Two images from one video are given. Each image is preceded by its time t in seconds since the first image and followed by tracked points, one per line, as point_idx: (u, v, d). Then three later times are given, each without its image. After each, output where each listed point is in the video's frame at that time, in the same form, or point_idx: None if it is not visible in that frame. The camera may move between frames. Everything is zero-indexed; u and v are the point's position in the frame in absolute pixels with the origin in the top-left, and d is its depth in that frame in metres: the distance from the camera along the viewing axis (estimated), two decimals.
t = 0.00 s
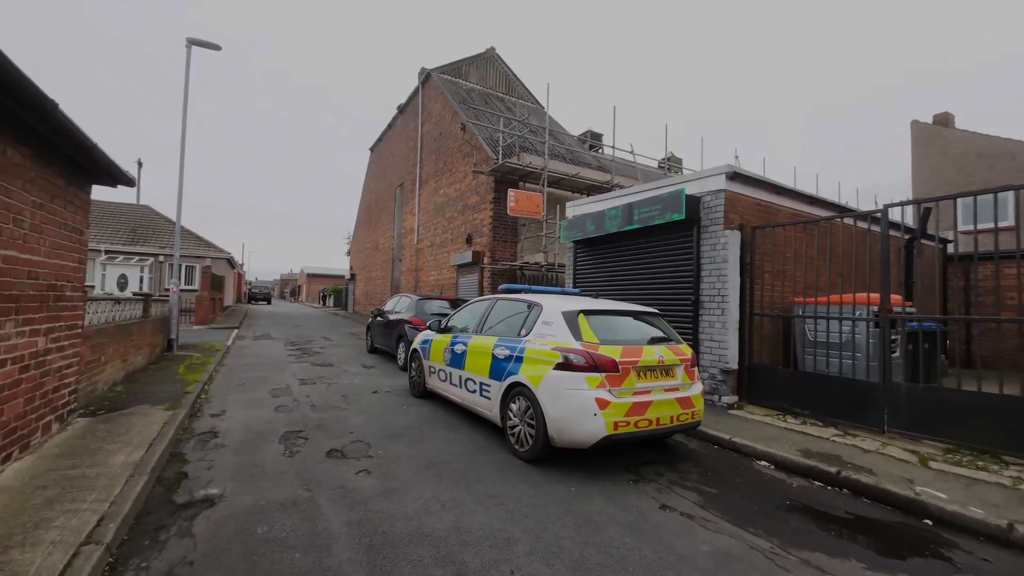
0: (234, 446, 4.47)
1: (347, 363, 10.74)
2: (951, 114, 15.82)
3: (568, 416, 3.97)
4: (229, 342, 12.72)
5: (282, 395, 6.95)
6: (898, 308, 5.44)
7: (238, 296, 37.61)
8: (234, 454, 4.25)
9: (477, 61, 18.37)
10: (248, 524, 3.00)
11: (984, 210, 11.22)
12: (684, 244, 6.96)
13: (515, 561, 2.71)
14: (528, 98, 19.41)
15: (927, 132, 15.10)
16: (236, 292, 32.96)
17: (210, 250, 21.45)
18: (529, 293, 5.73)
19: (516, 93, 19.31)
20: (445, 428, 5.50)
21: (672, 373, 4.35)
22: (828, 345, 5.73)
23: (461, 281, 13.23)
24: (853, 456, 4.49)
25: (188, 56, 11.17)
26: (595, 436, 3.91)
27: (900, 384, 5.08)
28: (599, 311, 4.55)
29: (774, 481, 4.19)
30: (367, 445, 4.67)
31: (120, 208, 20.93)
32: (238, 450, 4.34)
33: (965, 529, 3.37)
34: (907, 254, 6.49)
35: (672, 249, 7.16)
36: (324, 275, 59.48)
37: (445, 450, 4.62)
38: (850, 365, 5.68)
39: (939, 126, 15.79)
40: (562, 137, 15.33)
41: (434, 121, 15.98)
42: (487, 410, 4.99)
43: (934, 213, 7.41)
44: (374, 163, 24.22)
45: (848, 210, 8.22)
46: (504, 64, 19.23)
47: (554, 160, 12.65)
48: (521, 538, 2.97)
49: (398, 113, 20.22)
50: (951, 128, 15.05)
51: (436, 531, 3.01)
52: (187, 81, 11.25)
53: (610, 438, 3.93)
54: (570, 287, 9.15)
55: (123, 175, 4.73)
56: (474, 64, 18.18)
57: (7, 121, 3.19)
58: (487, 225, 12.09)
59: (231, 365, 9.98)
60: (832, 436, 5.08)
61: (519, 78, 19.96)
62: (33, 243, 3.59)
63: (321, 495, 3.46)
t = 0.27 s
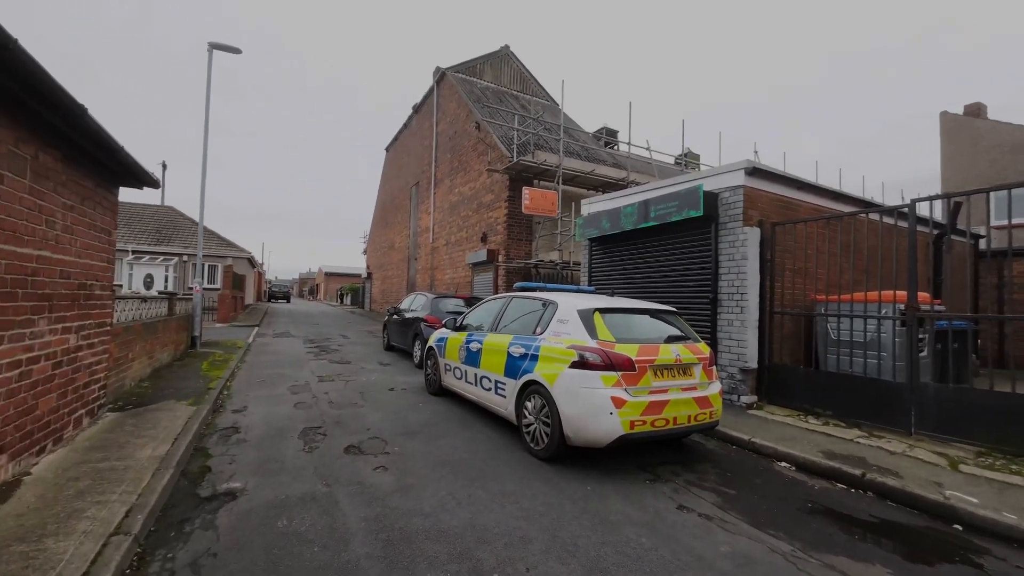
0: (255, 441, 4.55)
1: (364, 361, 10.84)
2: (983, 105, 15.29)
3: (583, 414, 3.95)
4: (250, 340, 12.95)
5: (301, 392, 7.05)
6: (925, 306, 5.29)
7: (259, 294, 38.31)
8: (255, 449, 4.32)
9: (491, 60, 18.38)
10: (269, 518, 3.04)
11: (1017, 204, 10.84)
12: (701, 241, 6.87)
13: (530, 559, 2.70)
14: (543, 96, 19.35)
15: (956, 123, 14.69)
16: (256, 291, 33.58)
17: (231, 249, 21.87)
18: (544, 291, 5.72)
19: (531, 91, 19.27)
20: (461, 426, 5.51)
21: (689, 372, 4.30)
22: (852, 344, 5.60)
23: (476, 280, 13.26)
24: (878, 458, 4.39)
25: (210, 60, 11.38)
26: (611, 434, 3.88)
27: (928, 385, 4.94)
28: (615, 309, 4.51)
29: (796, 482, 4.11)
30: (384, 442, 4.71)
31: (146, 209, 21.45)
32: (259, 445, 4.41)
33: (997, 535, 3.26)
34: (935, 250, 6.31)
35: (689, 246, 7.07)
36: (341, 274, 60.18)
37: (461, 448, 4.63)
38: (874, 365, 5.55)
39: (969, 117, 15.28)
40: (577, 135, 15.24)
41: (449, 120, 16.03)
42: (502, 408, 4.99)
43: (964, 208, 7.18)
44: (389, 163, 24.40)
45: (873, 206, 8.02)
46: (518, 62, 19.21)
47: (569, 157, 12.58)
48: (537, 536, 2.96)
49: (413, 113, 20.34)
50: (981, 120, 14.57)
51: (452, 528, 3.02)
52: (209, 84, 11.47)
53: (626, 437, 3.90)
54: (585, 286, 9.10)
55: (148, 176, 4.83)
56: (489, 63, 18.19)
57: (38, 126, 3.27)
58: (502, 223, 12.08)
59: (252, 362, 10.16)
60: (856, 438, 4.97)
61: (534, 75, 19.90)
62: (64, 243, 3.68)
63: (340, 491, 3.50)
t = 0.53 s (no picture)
0: (272, 436, 4.61)
1: (378, 357, 10.93)
2: (1012, 92, 14.76)
3: (597, 411, 3.92)
4: (267, 336, 13.13)
5: (317, 388, 7.12)
6: (951, 300, 5.14)
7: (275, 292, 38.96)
8: (272, 443, 4.37)
9: (502, 55, 18.31)
10: (286, 512, 3.07)
11: None
12: (717, 235, 6.77)
13: (544, 555, 2.69)
14: (555, 90, 19.25)
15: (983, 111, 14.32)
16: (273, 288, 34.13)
17: (248, 248, 22.19)
18: (556, 287, 5.69)
19: (542, 85, 19.17)
20: (474, 421, 5.51)
21: (704, 367, 4.24)
22: (873, 340, 5.48)
23: (488, 276, 13.26)
24: (900, 456, 4.29)
25: (225, 60, 11.49)
26: (625, 431, 3.85)
27: (953, 381, 4.81)
28: (629, 304, 4.47)
29: (815, 480, 4.03)
30: (398, 437, 4.73)
31: (165, 208, 21.85)
32: (276, 440, 4.46)
33: None
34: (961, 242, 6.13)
35: (704, 240, 6.97)
36: (355, 271, 60.75)
37: (474, 443, 4.63)
38: (896, 361, 5.42)
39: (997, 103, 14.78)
40: (589, 129, 15.12)
41: (460, 116, 16.02)
42: (515, 404, 4.98)
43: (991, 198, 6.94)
44: (402, 160, 24.49)
45: (895, 197, 7.82)
46: (530, 56, 19.12)
47: (581, 152, 12.49)
48: (550, 532, 2.95)
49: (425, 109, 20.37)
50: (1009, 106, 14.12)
51: (465, 523, 3.02)
52: (224, 84, 11.60)
53: (640, 434, 3.86)
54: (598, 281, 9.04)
55: (167, 176, 4.90)
56: (500, 58, 18.13)
57: (60, 128, 3.33)
58: (514, 219, 12.05)
59: (269, 358, 10.29)
60: (877, 435, 4.86)
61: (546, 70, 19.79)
62: (87, 242, 3.75)
63: (354, 485, 3.52)
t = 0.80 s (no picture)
0: (287, 430, 4.67)
1: (390, 352, 11.00)
2: None
3: (609, 405, 3.91)
4: (281, 332, 13.29)
5: (331, 383, 7.20)
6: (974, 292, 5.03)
7: (289, 288, 39.39)
8: (287, 437, 4.43)
9: (511, 48, 18.22)
10: (302, 504, 3.12)
11: None
12: (730, 227, 6.69)
13: (556, 549, 2.70)
14: (564, 83, 19.12)
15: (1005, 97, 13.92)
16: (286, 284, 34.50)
17: (261, 245, 22.45)
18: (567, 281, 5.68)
19: (551, 78, 19.05)
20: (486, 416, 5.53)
21: (718, 361, 4.20)
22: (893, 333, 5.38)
23: (499, 271, 13.26)
24: (921, 450, 4.23)
25: (236, 59, 11.57)
26: (637, 425, 3.83)
27: (976, 375, 4.71)
28: (640, 298, 4.44)
29: (831, 475, 3.99)
30: (410, 431, 4.77)
31: (180, 207, 22.17)
32: (291, 434, 4.52)
33: None
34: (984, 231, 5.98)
35: (717, 232, 6.89)
36: (366, 267, 61.15)
37: (486, 437, 4.65)
38: (916, 354, 5.32)
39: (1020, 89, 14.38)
40: (600, 122, 15.01)
41: (469, 111, 15.98)
42: (527, 398, 4.98)
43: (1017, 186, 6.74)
44: (411, 156, 24.54)
45: (916, 186, 7.64)
46: (538, 49, 19.00)
47: (591, 144, 12.40)
48: (563, 526, 2.95)
49: (434, 104, 20.36)
50: None
51: (478, 517, 3.04)
52: (236, 82, 11.70)
53: (653, 428, 3.85)
54: (610, 275, 8.99)
55: (181, 176, 4.96)
56: (508, 51, 18.05)
57: (78, 129, 3.39)
58: (524, 213, 12.02)
59: (283, 353, 10.42)
60: (896, 429, 4.79)
61: (555, 62, 19.65)
62: (105, 241, 3.81)
63: (368, 479, 3.56)
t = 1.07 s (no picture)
0: (303, 423, 4.76)
1: (402, 346, 11.10)
2: None
3: (619, 396, 3.93)
4: (294, 328, 13.46)
5: (344, 377, 7.30)
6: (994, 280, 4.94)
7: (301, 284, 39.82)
8: (303, 430, 4.52)
9: (518, 40, 18.14)
10: (319, 495, 3.19)
11: None
12: (742, 217, 6.63)
13: (568, 538, 2.74)
14: (572, 74, 19.00)
15: None
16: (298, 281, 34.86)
17: (273, 242, 22.69)
18: (577, 273, 5.68)
19: (559, 70, 18.94)
20: (498, 408, 5.58)
21: (729, 352, 4.19)
22: (909, 322, 5.32)
23: (508, 264, 13.28)
24: (938, 441, 4.19)
25: (246, 58, 11.66)
26: (648, 416, 3.85)
27: (996, 364, 4.64)
28: (651, 289, 4.44)
29: (845, 466, 3.98)
30: (423, 423, 4.83)
31: (193, 205, 22.46)
32: (307, 427, 4.61)
33: None
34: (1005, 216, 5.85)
35: (729, 223, 6.84)
36: (377, 263, 61.52)
37: (498, 429, 4.70)
38: (934, 343, 5.25)
39: None
40: (608, 112, 14.91)
41: (477, 104, 15.97)
42: (537, 391, 5.02)
43: None
44: (420, 150, 24.59)
45: (933, 172, 7.50)
46: (546, 41, 18.91)
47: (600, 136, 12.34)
48: (575, 516, 2.99)
49: (441, 98, 20.35)
50: None
51: (491, 507, 3.09)
52: (246, 81, 11.80)
53: (663, 419, 3.86)
54: (620, 267, 8.97)
55: (195, 174, 5.04)
56: (515, 43, 17.97)
57: (95, 131, 3.47)
58: (533, 206, 12.01)
59: (297, 348, 10.57)
60: (912, 420, 4.76)
61: (562, 53, 19.53)
62: (124, 240, 3.90)
63: (383, 470, 3.63)
